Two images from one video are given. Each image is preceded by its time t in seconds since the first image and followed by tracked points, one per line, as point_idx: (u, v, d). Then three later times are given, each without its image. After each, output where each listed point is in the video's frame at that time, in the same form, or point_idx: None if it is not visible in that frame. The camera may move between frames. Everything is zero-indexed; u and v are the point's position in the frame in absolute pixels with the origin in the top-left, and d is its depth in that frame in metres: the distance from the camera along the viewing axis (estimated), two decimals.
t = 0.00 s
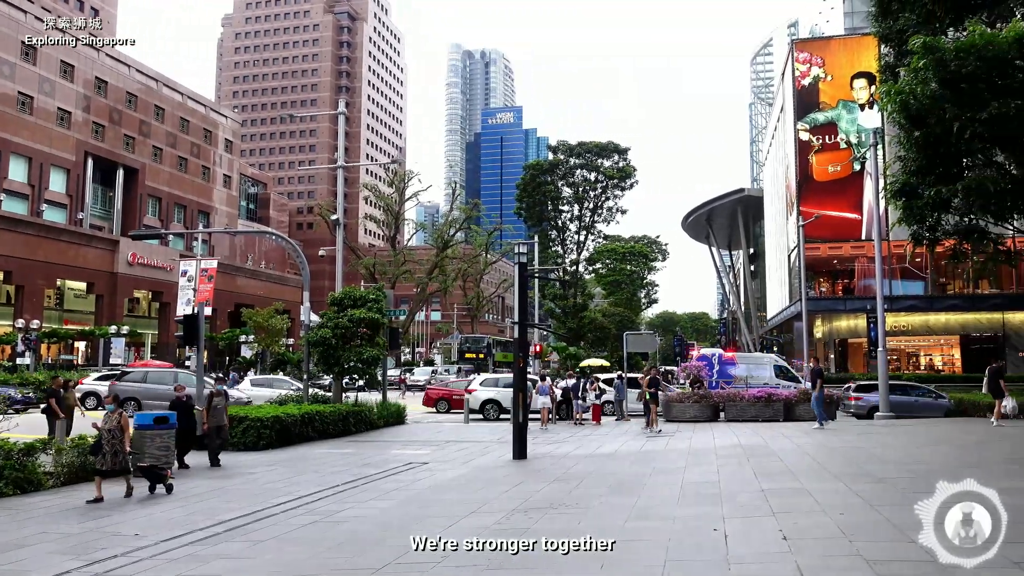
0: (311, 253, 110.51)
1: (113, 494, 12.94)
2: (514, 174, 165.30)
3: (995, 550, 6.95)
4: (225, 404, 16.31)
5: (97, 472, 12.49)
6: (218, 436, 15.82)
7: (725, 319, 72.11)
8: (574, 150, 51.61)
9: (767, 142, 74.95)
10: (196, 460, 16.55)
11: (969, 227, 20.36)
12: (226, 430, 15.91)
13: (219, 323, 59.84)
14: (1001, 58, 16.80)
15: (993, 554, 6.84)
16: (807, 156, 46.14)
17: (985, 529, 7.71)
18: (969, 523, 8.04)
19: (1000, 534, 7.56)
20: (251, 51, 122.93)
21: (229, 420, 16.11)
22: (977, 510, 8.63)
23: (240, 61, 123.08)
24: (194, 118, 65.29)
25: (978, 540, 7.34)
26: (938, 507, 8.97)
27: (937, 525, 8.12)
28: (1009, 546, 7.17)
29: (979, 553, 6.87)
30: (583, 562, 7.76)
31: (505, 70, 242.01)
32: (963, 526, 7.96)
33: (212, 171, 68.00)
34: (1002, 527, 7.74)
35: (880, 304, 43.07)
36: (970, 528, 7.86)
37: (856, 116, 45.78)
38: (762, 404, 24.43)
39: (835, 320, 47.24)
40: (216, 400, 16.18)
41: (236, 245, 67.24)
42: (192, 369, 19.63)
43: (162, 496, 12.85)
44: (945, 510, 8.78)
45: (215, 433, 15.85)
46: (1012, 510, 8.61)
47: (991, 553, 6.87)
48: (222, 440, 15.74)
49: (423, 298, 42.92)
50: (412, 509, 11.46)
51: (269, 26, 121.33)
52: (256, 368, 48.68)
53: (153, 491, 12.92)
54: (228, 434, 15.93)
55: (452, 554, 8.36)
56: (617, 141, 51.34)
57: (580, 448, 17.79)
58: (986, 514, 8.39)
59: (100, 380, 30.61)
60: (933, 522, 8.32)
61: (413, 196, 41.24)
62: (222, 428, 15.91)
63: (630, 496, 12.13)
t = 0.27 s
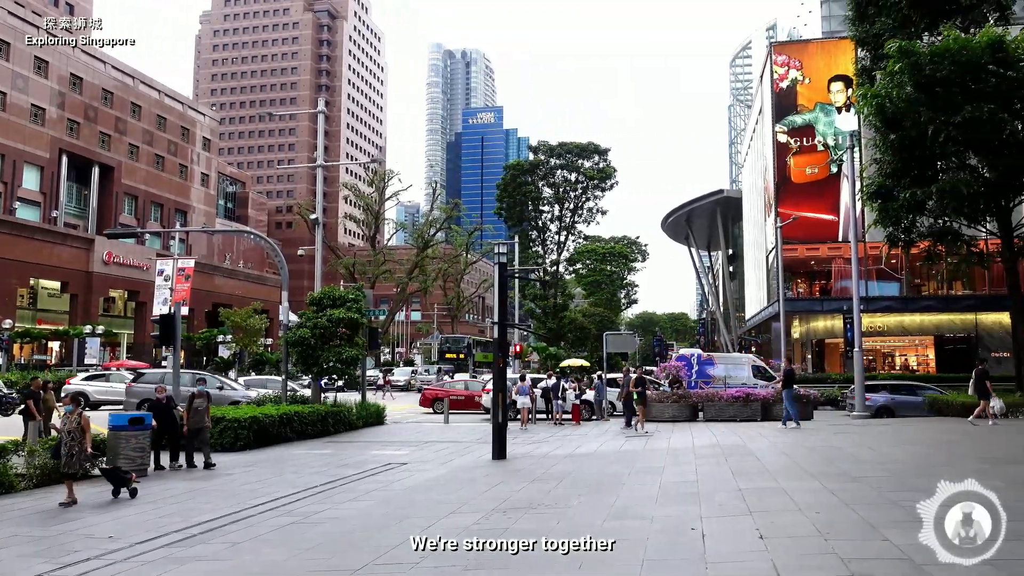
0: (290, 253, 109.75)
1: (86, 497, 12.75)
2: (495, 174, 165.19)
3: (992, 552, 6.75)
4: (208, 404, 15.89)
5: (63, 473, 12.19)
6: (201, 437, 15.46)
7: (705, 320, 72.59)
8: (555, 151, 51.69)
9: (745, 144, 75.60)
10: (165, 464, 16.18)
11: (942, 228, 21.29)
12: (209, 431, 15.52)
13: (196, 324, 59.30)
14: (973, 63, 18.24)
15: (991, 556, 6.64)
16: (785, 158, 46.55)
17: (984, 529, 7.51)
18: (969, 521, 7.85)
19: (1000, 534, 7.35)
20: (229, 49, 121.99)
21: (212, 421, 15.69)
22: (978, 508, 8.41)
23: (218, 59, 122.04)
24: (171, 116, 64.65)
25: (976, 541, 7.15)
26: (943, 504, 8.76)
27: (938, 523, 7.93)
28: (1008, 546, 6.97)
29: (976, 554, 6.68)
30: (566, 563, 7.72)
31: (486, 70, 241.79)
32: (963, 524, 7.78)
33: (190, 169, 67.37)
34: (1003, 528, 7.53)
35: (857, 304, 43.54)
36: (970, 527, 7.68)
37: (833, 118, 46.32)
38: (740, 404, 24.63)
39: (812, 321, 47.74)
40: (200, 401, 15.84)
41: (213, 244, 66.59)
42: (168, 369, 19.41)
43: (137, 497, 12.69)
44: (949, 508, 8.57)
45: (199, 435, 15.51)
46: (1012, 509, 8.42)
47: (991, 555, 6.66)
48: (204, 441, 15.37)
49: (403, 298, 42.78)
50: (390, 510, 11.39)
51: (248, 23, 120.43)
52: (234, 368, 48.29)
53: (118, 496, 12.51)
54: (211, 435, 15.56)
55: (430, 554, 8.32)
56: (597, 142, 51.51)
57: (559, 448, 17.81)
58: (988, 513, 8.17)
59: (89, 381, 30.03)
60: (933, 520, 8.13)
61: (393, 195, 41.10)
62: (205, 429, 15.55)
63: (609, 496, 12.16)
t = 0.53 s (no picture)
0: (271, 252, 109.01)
1: (62, 498, 12.60)
2: (478, 174, 164.98)
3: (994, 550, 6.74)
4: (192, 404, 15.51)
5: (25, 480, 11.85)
6: (184, 436, 15.12)
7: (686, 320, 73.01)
8: (537, 151, 51.73)
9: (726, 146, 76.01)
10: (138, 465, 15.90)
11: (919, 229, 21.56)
12: (193, 430, 15.14)
13: (176, 323, 58.78)
14: (950, 67, 18.53)
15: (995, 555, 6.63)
16: (766, 159, 46.91)
17: (987, 528, 7.51)
18: (971, 522, 7.86)
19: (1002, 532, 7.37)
20: (210, 46, 120.99)
21: (197, 421, 15.29)
22: (979, 508, 8.42)
23: (199, 56, 121.01)
24: (150, 113, 64.00)
25: (976, 541, 7.14)
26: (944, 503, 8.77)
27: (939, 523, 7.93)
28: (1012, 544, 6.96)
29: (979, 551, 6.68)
30: (546, 562, 7.74)
31: (469, 69, 241.47)
32: (964, 525, 7.78)
33: (169, 167, 66.72)
34: (1004, 528, 7.54)
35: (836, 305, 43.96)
36: (970, 528, 7.68)
37: (814, 121, 46.66)
38: (721, 404, 24.80)
39: (792, 320, 48.04)
40: (185, 400, 15.55)
41: (193, 243, 65.98)
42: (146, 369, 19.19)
43: (114, 498, 12.54)
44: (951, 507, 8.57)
45: (183, 433, 15.16)
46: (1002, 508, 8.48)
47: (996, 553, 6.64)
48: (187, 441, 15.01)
49: (384, 298, 42.64)
50: (371, 510, 11.35)
51: (229, 20, 119.51)
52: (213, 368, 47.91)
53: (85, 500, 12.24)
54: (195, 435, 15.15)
55: (411, 554, 8.30)
56: (580, 142, 51.61)
57: (541, 448, 17.85)
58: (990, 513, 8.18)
59: (79, 381, 29.46)
60: (935, 520, 8.14)
61: (375, 195, 40.95)
62: (190, 428, 15.16)
63: (590, 495, 12.19)
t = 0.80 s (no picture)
0: (253, 251, 108.32)
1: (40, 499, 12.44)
2: (462, 174, 164.80)
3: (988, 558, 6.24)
4: (177, 403, 15.26)
5: None
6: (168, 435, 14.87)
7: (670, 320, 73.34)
8: (522, 151, 51.76)
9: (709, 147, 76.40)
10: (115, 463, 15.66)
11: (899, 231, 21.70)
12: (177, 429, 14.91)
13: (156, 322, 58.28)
14: (929, 71, 18.76)
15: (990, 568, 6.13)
16: (748, 161, 47.23)
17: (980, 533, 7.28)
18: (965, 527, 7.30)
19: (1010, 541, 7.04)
20: (192, 44, 120.06)
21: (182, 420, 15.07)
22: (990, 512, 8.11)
23: (180, 53, 120.04)
24: (130, 110, 63.41)
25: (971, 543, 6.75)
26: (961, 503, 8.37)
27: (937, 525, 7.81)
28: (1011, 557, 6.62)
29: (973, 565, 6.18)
30: (529, 561, 7.74)
31: (453, 69, 241.09)
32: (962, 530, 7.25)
33: (149, 166, 66.11)
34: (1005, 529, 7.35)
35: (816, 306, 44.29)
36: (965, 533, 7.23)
37: (796, 123, 46.99)
38: (703, 404, 24.95)
39: (773, 321, 48.33)
40: (170, 400, 15.29)
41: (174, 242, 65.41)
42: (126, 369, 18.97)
43: (93, 499, 12.41)
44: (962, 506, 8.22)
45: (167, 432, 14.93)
46: None
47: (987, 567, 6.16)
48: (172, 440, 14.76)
49: (368, 297, 42.50)
50: (353, 511, 11.30)
51: (212, 18, 118.64)
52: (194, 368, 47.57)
53: (45, 505, 11.76)
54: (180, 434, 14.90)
55: (393, 555, 8.28)
56: (564, 143, 51.71)
57: (524, 448, 17.86)
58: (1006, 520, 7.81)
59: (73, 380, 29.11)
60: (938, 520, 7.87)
61: (358, 194, 40.81)
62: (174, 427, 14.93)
63: (573, 495, 12.23)
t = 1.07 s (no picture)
0: (239, 250, 107.73)
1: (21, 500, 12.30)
2: (450, 174, 164.55)
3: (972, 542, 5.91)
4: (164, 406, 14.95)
5: None
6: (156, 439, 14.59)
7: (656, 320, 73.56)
8: (509, 151, 51.77)
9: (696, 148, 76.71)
10: (99, 463, 15.53)
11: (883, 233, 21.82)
12: (163, 432, 14.59)
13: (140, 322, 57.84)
14: (913, 73, 18.87)
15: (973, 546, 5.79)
16: (734, 162, 47.47)
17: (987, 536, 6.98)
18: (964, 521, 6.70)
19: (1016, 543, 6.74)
20: (176, 42, 119.25)
21: (169, 423, 14.73)
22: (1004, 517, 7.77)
23: (165, 51, 119.18)
24: (114, 109, 62.91)
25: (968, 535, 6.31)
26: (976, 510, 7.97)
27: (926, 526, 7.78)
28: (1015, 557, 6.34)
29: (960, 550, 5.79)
30: (516, 561, 7.75)
31: (441, 69, 240.74)
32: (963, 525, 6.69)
33: (134, 164, 65.59)
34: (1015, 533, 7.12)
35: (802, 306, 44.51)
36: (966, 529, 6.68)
37: (781, 124, 47.26)
38: (690, 404, 25.07)
39: (759, 321, 48.55)
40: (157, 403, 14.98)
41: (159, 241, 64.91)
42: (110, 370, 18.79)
43: (76, 500, 12.31)
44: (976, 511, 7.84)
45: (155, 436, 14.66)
46: None
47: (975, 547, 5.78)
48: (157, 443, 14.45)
49: (354, 297, 42.38)
50: (340, 511, 11.27)
51: (197, 16, 117.87)
52: (179, 368, 47.28)
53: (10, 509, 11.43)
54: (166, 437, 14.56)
55: (380, 555, 8.26)
56: (551, 143, 51.77)
57: (511, 448, 17.88)
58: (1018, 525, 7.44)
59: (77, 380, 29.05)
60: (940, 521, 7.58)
61: (345, 193, 40.68)
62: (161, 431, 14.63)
63: (560, 494, 12.25)
